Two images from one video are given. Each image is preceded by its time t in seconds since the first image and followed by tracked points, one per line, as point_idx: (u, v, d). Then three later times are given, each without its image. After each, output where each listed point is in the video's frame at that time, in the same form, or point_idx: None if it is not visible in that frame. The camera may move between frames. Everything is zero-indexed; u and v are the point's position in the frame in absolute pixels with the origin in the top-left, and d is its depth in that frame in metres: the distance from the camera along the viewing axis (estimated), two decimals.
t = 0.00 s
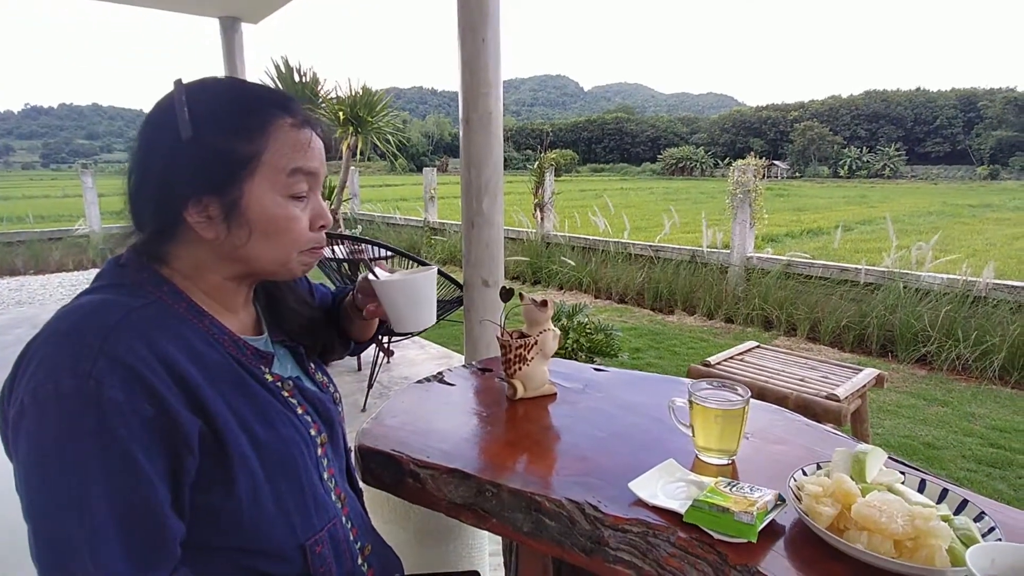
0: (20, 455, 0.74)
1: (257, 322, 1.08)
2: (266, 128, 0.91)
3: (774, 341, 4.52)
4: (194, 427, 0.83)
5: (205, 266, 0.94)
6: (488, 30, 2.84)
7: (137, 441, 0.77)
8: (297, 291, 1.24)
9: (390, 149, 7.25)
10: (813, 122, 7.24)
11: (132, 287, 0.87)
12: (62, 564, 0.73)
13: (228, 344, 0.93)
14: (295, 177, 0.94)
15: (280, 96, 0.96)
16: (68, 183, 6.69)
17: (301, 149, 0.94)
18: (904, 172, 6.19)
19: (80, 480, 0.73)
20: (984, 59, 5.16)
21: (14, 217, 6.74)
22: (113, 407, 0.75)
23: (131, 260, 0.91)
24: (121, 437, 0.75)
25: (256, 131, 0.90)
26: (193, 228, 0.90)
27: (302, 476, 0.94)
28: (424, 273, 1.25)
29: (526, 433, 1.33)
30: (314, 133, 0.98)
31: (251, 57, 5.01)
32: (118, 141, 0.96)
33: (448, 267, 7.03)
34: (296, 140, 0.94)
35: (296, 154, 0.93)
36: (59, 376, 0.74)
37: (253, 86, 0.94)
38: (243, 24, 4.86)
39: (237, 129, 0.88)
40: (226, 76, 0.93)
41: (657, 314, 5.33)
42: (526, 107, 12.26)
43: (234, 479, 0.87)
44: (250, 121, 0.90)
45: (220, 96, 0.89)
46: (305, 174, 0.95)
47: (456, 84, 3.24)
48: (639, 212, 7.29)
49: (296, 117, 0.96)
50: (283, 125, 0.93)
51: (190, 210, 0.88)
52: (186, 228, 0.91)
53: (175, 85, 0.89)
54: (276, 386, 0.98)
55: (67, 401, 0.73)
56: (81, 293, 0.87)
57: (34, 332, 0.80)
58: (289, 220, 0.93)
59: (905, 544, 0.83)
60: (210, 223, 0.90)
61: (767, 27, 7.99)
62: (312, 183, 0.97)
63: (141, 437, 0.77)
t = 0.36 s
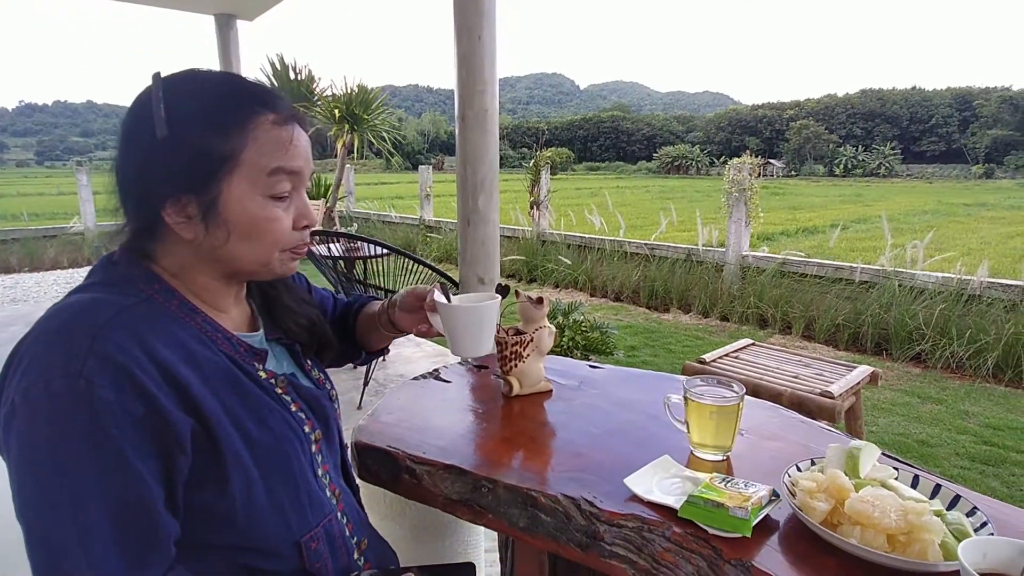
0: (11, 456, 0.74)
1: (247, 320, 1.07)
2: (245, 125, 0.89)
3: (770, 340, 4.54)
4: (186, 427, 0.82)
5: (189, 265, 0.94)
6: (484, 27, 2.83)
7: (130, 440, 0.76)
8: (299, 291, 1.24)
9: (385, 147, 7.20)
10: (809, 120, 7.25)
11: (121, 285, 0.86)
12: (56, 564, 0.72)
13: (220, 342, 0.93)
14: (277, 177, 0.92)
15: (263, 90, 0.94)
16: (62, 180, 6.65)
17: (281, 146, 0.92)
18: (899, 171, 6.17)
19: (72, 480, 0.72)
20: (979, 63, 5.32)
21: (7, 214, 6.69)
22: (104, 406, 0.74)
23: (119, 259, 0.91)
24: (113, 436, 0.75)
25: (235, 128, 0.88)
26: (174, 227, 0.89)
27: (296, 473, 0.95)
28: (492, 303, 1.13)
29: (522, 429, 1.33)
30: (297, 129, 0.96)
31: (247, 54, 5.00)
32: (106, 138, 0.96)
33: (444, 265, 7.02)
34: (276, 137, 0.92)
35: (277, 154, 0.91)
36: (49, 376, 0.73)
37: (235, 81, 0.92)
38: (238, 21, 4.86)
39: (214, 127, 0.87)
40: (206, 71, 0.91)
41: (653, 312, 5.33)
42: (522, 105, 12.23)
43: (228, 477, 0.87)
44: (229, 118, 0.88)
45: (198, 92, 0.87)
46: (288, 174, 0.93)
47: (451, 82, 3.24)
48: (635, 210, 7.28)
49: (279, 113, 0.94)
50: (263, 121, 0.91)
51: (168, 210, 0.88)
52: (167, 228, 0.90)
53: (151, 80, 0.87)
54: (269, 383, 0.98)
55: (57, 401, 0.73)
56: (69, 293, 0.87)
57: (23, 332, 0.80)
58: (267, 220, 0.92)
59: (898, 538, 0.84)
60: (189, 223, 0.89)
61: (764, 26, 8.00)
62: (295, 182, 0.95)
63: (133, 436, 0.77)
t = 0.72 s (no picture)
0: None
1: (243, 328, 1.08)
2: (224, 119, 0.89)
3: (768, 338, 4.54)
4: (168, 455, 0.82)
5: (177, 272, 0.94)
6: (483, 25, 2.83)
7: (107, 472, 0.75)
8: (305, 291, 1.25)
9: (385, 145, 7.17)
10: (809, 118, 7.24)
11: (104, 304, 0.86)
12: None
13: (212, 358, 0.94)
14: (264, 174, 0.92)
15: (242, 81, 0.94)
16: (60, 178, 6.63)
17: (264, 138, 0.92)
18: (898, 169, 6.21)
19: (50, 513, 0.73)
20: (980, 62, 5.36)
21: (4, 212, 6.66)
22: (81, 438, 0.74)
23: (103, 271, 0.91)
24: (90, 469, 0.74)
25: (214, 125, 0.88)
26: (158, 234, 0.89)
27: (289, 495, 0.94)
28: (624, 367, 1.09)
29: (522, 427, 1.33)
30: (282, 120, 0.96)
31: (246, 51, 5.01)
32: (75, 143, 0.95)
33: (443, 263, 7.02)
34: (258, 128, 0.92)
35: (263, 149, 0.91)
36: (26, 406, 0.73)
37: (213, 71, 0.92)
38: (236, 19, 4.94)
39: (191, 123, 0.86)
40: (180, 60, 0.91)
41: (652, 310, 5.34)
42: (520, 102, 12.21)
43: (216, 503, 0.87)
44: (204, 115, 0.87)
45: (170, 83, 0.87)
46: (275, 170, 0.93)
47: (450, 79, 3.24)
48: (634, 208, 7.28)
49: (262, 105, 0.94)
50: (245, 113, 0.92)
51: (147, 215, 0.87)
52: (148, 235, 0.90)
53: (120, 74, 0.86)
54: (265, 400, 0.98)
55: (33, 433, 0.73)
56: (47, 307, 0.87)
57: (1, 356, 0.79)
58: (254, 221, 0.91)
59: (897, 535, 0.84)
60: (169, 228, 0.89)
61: (763, 25, 8.01)
62: (284, 179, 0.95)
63: (112, 467, 0.76)
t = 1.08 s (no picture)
0: None
1: (248, 343, 1.04)
2: (232, 118, 0.85)
3: (764, 334, 4.56)
4: (154, 497, 0.79)
5: (179, 281, 0.91)
6: (479, 20, 2.83)
7: (87, 515, 0.74)
8: (313, 298, 1.19)
9: (381, 141, 7.19)
10: (805, 114, 7.23)
11: (94, 329, 0.83)
12: None
13: (210, 384, 0.90)
14: (278, 176, 0.88)
15: (251, 74, 0.90)
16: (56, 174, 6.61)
17: (276, 136, 0.88)
18: (894, 166, 6.24)
19: (29, 555, 0.72)
20: (975, 59, 5.38)
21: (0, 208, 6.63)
22: (59, 482, 0.73)
23: (95, 284, 0.87)
24: (70, 513, 0.73)
25: (222, 125, 0.84)
26: (161, 243, 0.86)
27: (285, 534, 0.91)
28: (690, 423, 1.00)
29: (518, 422, 1.33)
30: (294, 115, 0.92)
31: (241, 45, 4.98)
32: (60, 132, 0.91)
33: (439, 259, 7.02)
34: (269, 126, 0.88)
35: (274, 149, 0.87)
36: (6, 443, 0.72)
37: (219, 63, 0.87)
38: (232, 14, 4.97)
39: (197, 124, 0.82)
40: (183, 50, 0.87)
41: (648, 306, 5.35)
42: (517, 98, 12.18)
43: (206, 544, 0.83)
44: (206, 114, 0.83)
45: (172, 76, 0.83)
46: (288, 172, 0.89)
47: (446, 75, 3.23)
48: (631, 204, 7.27)
49: (271, 99, 0.90)
50: (255, 109, 0.87)
51: (148, 222, 0.84)
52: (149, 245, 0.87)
53: (120, 73, 0.82)
54: (266, 427, 0.95)
55: (13, 473, 0.72)
56: (35, 325, 0.84)
57: None
58: (265, 227, 0.88)
59: (890, 528, 0.85)
60: (175, 240, 0.86)
61: (760, 21, 8.02)
62: (298, 181, 0.91)
63: (94, 509, 0.74)
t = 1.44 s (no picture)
0: None
1: (252, 351, 1.00)
2: (246, 126, 0.80)
3: (763, 333, 4.56)
4: (152, 522, 0.75)
5: (184, 294, 0.87)
6: (478, 20, 2.83)
7: (84, 544, 0.70)
8: (318, 305, 1.16)
9: (380, 140, 7.22)
10: (805, 114, 7.22)
11: (90, 343, 0.79)
12: None
13: (213, 399, 0.86)
14: (294, 190, 0.84)
15: (266, 78, 0.85)
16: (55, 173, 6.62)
17: (293, 146, 0.84)
18: (893, 166, 6.25)
19: None
20: (976, 59, 5.37)
21: None
22: (54, 510, 0.69)
23: (93, 297, 0.82)
24: (64, 544, 0.69)
25: (235, 136, 0.79)
26: (167, 258, 0.81)
27: (290, 555, 0.87)
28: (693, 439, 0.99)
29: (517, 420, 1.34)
30: (310, 124, 0.88)
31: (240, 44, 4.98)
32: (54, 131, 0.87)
33: (439, 259, 7.03)
34: (284, 135, 0.83)
35: (289, 162, 0.83)
36: None
37: (232, 63, 0.83)
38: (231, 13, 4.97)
39: (209, 134, 0.78)
40: (193, 51, 0.82)
41: (647, 306, 5.36)
42: (516, 98, 12.16)
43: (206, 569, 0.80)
44: (217, 122, 0.78)
45: (183, 80, 0.78)
46: (305, 185, 0.86)
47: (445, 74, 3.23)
48: (631, 204, 7.27)
49: (287, 106, 0.85)
50: (271, 117, 0.83)
51: (152, 235, 0.79)
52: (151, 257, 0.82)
53: (127, 77, 0.78)
54: (271, 441, 0.91)
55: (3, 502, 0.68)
56: (28, 336, 0.80)
57: None
58: (277, 240, 0.84)
59: (888, 524, 0.85)
60: (182, 254, 0.81)
61: (759, 21, 8.02)
62: (313, 194, 0.87)
63: (91, 539, 0.71)
